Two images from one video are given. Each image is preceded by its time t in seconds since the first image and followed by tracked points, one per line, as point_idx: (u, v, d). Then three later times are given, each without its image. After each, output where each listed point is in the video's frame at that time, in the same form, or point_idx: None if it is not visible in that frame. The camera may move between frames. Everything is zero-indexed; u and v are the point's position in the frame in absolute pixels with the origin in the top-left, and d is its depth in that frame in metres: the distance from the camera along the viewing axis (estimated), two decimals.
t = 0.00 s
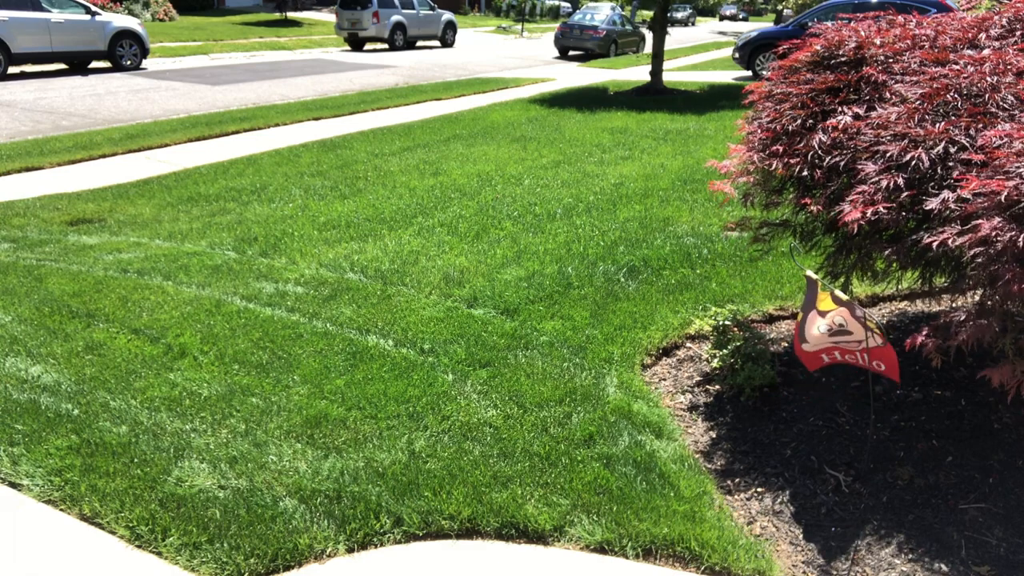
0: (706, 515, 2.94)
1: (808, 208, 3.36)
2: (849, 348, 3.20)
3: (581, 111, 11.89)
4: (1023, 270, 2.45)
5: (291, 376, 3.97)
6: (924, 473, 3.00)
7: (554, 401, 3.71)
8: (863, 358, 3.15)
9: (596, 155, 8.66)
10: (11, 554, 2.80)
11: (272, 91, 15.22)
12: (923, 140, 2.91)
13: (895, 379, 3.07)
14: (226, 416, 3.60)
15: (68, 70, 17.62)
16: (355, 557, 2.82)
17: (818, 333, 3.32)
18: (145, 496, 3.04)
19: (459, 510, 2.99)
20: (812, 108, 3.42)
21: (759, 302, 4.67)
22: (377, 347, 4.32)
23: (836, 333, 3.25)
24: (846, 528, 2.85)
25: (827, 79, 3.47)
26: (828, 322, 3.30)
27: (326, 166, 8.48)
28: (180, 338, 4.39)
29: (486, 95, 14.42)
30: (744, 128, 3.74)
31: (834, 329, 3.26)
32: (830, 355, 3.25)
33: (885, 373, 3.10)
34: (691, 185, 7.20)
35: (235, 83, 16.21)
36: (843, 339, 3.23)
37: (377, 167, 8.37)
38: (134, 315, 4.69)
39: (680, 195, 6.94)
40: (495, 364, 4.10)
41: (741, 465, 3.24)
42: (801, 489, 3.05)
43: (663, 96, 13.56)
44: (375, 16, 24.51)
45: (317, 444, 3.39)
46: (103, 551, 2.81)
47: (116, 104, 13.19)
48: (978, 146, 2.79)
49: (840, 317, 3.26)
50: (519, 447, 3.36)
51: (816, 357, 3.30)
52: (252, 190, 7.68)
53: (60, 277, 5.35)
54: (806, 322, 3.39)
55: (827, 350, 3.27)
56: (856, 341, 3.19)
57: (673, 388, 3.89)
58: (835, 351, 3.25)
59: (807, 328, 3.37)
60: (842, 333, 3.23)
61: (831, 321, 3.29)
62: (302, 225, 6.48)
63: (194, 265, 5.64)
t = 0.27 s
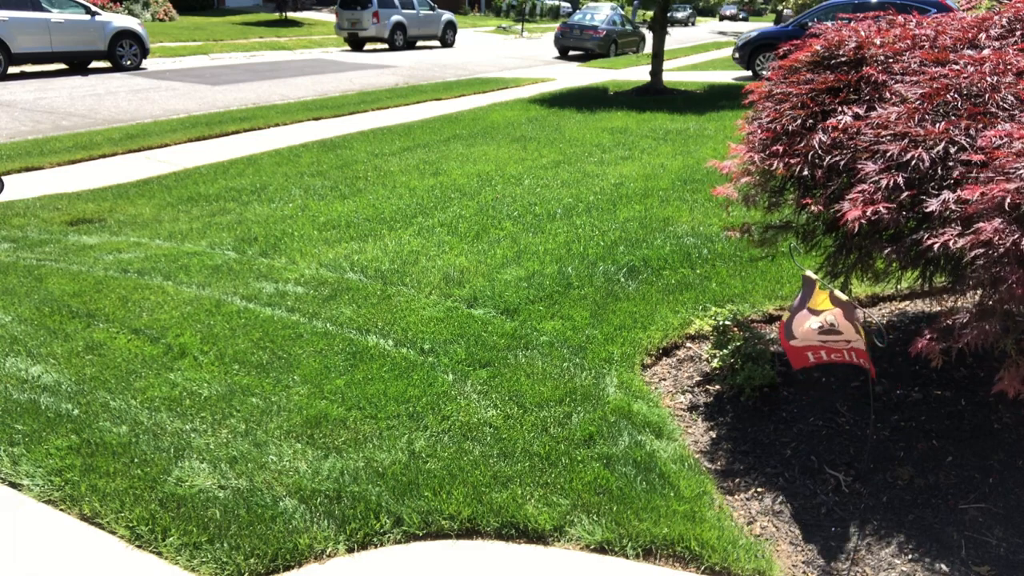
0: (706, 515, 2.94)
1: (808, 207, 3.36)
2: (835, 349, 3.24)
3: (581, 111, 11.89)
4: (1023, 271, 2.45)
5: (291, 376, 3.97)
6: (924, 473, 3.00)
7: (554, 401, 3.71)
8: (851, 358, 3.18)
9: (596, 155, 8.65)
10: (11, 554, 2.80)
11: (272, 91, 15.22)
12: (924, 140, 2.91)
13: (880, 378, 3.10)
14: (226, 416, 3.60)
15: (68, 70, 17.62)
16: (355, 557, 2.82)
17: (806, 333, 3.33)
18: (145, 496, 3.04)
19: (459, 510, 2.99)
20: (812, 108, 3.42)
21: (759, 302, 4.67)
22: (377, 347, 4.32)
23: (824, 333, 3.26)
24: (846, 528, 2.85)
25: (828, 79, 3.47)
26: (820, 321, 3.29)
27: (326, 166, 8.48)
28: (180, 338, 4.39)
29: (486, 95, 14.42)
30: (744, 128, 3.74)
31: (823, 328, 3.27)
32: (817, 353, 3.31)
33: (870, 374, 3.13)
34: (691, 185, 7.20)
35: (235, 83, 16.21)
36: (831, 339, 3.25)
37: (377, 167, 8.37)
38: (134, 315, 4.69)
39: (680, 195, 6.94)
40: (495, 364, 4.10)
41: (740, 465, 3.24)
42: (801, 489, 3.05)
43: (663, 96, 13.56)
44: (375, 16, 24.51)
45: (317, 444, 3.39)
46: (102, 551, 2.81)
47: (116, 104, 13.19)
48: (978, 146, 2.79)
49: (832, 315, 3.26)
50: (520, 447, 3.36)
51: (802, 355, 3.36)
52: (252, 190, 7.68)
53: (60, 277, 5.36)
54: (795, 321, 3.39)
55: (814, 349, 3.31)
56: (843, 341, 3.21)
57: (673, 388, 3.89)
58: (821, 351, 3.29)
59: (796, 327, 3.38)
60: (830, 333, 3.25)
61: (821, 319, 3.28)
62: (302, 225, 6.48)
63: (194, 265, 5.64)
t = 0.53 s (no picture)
0: (706, 515, 2.94)
1: (808, 207, 3.36)
2: (845, 352, 3.21)
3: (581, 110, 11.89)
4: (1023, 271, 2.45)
5: (291, 376, 3.97)
6: (924, 473, 3.00)
7: (554, 402, 3.71)
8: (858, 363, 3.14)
9: (596, 155, 8.65)
10: (10, 554, 2.80)
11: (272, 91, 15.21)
12: (924, 140, 2.91)
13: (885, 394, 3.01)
14: (226, 416, 3.60)
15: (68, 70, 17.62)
16: (355, 557, 2.82)
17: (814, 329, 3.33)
18: (145, 496, 3.04)
19: (459, 509, 2.99)
20: (812, 108, 3.42)
21: (759, 302, 4.67)
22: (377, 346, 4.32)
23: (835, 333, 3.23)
24: (847, 529, 2.85)
25: (828, 79, 3.47)
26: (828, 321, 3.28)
27: (326, 166, 8.48)
28: (180, 338, 4.39)
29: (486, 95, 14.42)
30: (744, 128, 3.74)
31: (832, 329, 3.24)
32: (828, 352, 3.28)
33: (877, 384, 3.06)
34: (691, 185, 7.20)
35: (235, 83, 16.21)
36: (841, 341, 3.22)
37: (377, 167, 8.37)
38: (134, 315, 4.69)
39: (680, 195, 6.94)
40: (495, 364, 4.10)
41: (741, 466, 3.24)
42: (801, 489, 3.05)
43: (663, 96, 13.55)
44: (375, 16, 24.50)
45: (317, 444, 3.39)
46: (102, 551, 2.81)
47: (116, 104, 13.19)
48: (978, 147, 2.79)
49: (839, 315, 3.24)
50: (520, 447, 3.36)
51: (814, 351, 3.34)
52: (252, 190, 7.67)
53: (60, 277, 5.35)
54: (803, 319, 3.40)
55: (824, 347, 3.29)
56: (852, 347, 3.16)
57: (673, 388, 3.89)
58: (831, 351, 3.26)
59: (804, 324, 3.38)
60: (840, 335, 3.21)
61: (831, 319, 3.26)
62: (302, 225, 6.48)
63: (194, 265, 5.64)
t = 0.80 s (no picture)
0: (706, 515, 2.94)
1: (808, 207, 3.36)
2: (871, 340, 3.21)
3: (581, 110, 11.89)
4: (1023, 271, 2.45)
5: (291, 376, 3.97)
6: (924, 473, 3.00)
7: (554, 401, 3.71)
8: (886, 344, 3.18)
9: (596, 155, 8.65)
10: (10, 553, 2.80)
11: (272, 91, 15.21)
12: (923, 140, 2.91)
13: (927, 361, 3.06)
14: (226, 416, 3.60)
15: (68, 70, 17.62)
16: (355, 557, 2.82)
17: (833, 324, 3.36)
18: (145, 496, 3.04)
19: (459, 509, 2.99)
20: (812, 108, 3.42)
21: (759, 302, 4.67)
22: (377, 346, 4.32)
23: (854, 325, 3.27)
24: (847, 529, 2.85)
25: (827, 79, 3.47)
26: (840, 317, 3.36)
27: (326, 166, 8.47)
28: (180, 338, 4.39)
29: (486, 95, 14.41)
30: (744, 128, 3.75)
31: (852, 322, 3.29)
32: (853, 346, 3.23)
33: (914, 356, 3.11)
34: (691, 185, 7.20)
35: (235, 83, 16.20)
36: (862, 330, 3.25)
37: (377, 167, 8.37)
38: (134, 315, 4.69)
39: (680, 195, 6.94)
40: (495, 364, 4.10)
41: (741, 465, 3.24)
42: (801, 489, 3.04)
43: (663, 96, 13.55)
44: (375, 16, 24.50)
45: (316, 444, 3.39)
46: (102, 551, 2.81)
47: (116, 104, 13.19)
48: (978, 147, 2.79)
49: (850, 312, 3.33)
50: (519, 447, 3.36)
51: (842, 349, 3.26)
52: (252, 190, 7.67)
53: (60, 277, 5.35)
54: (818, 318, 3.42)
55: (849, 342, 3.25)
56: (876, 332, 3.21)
57: (673, 388, 3.89)
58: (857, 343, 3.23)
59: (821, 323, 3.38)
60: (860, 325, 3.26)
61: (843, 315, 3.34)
62: (302, 225, 6.47)
63: (194, 265, 5.64)
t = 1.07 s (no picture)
0: (706, 515, 2.94)
1: (808, 207, 3.36)
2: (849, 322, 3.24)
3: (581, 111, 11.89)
4: (1023, 271, 2.45)
5: (291, 376, 3.97)
6: (924, 473, 3.00)
7: (554, 401, 3.71)
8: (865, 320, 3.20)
9: (597, 155, 8.65)
10: (10, 553, 2.80)
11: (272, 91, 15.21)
12: (923, 140, 2.91)
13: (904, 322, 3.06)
14: (226, 416, 3.60)
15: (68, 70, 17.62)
16: (355, 556, 2.82)
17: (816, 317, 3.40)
18: (145, 496, 3.04)
19: (459, 509, 2.99)
20: (812, 108, 3.42)
21: (759, 302, 4.67)
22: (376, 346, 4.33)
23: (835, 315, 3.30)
24: (846, 529, 2.85)
25: (828, 79, 3.47)
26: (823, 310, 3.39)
27: (326, 166, 8.47)
28: (180, 338, 4.39)
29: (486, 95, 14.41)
30: (744, 128, 3.75)
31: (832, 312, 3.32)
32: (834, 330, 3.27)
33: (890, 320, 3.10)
34: (691, 185, 7.20)
35: (235, 83, 16.20)
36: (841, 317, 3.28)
37: (377, 167, 8.37)
38: (134, 315, 4.69)
39: (680, 195, 6.94)
40: (495, 364, 4.10)
41: (740, 465, 3.24)
42: (801, 489, 3.05)
43: (663, 96, 13.55)
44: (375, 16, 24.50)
45: (317, 444, 3.39)
46: (102, 551, 2.81)
47: (116, 104, 13.19)
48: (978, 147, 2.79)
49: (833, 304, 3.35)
50: (519, 447, 3.36)
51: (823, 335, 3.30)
52: (252, 190, 7.67)
53: (60, 277, 5.35)
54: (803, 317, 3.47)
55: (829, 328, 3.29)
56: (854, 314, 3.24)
57: (673, 387, 3.89)
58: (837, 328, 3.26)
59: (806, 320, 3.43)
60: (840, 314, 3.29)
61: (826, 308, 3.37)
62: (302, 225, 6.47)
63: (194, 265, 5.64)
